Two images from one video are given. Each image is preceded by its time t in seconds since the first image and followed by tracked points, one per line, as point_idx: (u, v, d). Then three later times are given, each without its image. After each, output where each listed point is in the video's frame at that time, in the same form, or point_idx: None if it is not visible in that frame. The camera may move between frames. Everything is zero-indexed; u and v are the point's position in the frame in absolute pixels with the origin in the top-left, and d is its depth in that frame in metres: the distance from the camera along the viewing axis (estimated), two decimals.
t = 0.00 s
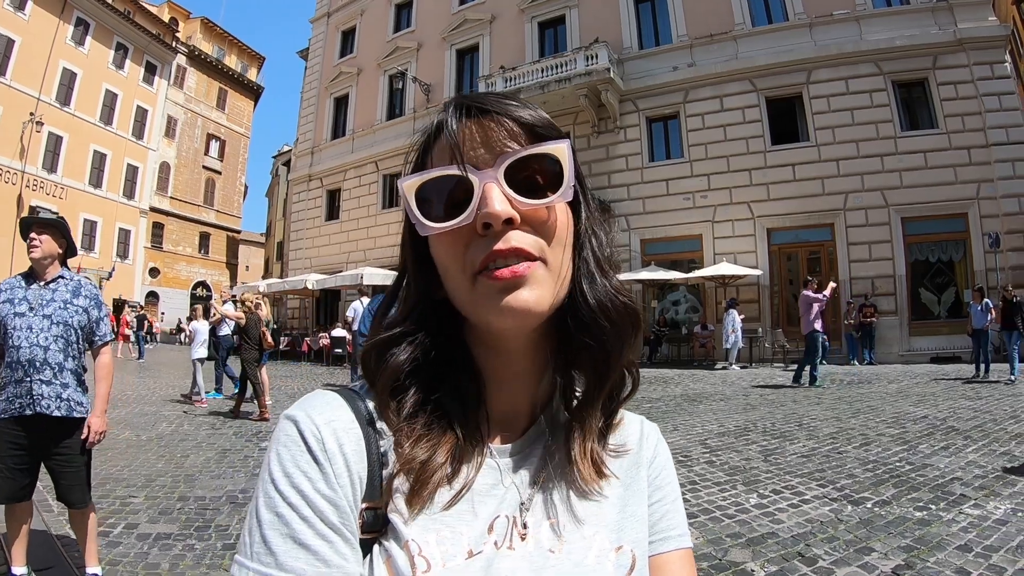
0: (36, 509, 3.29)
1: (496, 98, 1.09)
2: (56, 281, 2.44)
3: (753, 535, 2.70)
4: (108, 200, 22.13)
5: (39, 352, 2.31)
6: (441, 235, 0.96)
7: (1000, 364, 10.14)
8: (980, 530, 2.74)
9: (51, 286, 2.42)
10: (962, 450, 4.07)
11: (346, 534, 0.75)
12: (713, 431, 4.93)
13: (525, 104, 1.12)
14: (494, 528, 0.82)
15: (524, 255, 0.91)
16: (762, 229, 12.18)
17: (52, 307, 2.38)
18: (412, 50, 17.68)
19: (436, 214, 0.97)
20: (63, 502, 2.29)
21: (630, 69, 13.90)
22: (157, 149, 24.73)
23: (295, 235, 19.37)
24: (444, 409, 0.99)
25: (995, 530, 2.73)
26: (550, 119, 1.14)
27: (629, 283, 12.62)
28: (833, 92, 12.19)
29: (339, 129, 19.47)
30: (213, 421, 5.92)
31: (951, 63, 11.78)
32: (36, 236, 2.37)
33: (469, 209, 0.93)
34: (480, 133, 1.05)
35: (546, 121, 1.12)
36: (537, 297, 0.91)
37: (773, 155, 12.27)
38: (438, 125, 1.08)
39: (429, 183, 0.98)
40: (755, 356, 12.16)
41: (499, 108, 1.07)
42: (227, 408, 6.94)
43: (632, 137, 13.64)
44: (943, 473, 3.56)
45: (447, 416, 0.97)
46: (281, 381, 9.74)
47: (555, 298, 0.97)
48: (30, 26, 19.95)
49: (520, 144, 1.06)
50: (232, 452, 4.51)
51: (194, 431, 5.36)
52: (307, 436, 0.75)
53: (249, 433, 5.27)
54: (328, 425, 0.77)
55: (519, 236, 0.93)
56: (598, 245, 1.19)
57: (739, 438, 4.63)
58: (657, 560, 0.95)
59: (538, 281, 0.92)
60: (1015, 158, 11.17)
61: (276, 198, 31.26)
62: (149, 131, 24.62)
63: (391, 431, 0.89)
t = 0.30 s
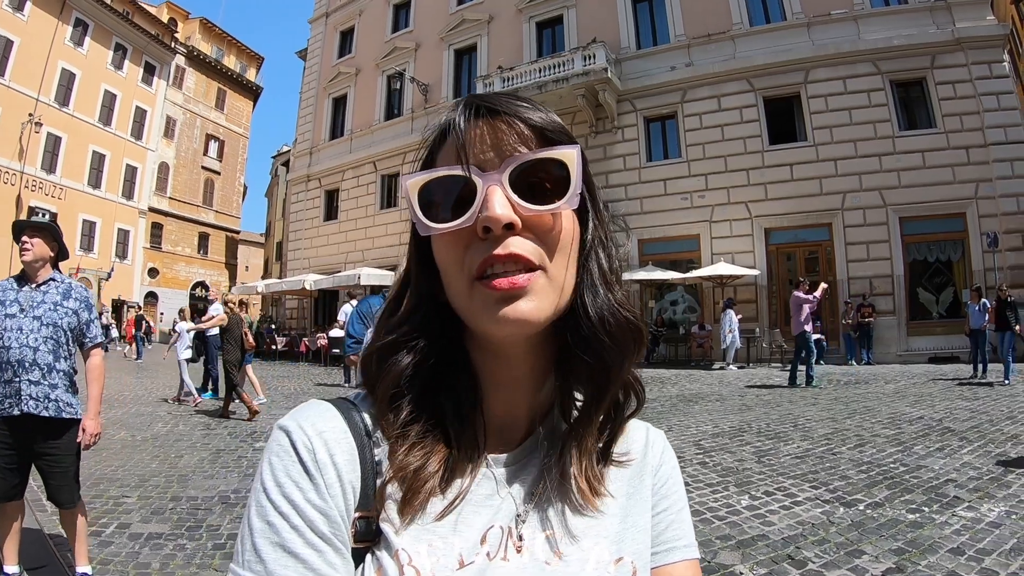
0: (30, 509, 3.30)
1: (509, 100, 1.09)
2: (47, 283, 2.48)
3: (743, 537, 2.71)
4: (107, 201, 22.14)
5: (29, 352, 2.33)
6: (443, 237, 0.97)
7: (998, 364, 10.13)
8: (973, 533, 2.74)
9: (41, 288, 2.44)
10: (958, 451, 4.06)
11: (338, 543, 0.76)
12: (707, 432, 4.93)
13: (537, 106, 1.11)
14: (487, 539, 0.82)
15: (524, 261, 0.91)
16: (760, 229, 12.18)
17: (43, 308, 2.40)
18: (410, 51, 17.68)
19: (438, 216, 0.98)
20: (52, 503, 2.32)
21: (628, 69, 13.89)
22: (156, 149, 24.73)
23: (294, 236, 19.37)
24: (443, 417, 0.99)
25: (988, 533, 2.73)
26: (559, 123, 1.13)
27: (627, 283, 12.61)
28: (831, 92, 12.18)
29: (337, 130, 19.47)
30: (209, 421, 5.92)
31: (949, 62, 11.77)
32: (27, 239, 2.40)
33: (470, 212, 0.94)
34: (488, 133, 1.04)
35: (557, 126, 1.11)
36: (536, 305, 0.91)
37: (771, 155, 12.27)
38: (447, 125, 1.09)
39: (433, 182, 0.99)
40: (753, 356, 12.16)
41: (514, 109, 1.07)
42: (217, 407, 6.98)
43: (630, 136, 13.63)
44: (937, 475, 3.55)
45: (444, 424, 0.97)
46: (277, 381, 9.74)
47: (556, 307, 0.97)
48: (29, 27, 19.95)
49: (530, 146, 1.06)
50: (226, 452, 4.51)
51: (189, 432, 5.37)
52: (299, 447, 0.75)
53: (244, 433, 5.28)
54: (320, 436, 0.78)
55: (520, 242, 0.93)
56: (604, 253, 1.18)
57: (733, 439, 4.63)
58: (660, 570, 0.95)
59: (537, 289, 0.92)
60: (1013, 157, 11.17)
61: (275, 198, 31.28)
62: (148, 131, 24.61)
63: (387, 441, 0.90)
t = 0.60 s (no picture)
0: (28, 513, 3.32)
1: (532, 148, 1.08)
2: (43, 292, 2.49)
3: (737, 543, 2.71)
4: (106, 201, 22.13)
5: (23, 361, 2.35)
6: (459, 284, 0.96)
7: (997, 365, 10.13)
8: (968, 539, 2.74)
9: (37, 297, 2.46)
10: (954, 455, 4.06)
11: None
12: (704, 435, 4.93)
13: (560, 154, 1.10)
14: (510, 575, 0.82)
15: (538, 316, 0.91)
16: (759, 230, 12.18)
17: (38, 317, 2.41)
18: (409, 52, 17.69)
19: (456, 262, 0.97)
20: (49, 508, 2.36)
21: (627, 69, 13.88)
22: (155, 150, 24.74)
23: (293, 236, 19.37)
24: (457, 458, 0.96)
25: (983, 540, 2.73)
26: (579, 172, 1.12)
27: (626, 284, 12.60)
28: (831, 92, 12.17)
29: (336, 131, 19.47)
30: (206, 424, 5.92)
31: (949, 63, 11.77)
32: (24, 248, 2.41)
33: (486, 263, 0.93)
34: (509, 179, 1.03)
35: (577, 175, 1.10)
36: (550, 357, 0.91)
37: (770, 156, 12.28)
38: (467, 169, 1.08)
39: (450, 228, 0.99)
40: (751, 357, 12.15)
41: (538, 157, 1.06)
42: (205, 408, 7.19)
43: (629, 137, 13.61)
44: (934, 480, 3.55)
45: (456, 474, 0.94)
46: (275, 383, 9.74)
47: (571, 358, 0.96)
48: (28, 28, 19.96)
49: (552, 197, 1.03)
50: (223, 455, 4.50)
51: (186, 434, 5.37)
52: (320, 497, 0.77)
53: (241, 436, 5.28)
54: (339, 487, 0.79)
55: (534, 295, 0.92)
56: (621, 306, 1.16)
57: (729, 442, 4.64)
58: None
59: (548, 342, 0.91)
60: (1012, 158, 11.17)
61: (275, 199, 31.27)
62: (147, 132, 24.62)
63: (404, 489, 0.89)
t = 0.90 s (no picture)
0: (27, 516, 3.33)
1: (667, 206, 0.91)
2: (42, 294, 2.48)
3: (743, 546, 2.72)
4: (106, 202, 22.12)
5: (22, 364, 2.34)
6: (570, 370, 0.82)
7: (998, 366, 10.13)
8: (974, 542, 2.73)
9: (36, 299, 2.45)
10: (958, 457, 4.05)
11: None
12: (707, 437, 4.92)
13: (692, 215, 0.93)
14: None
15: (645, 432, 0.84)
16: (760, 230, 12.19)
17: (37, 319, 2.41)
18: (409, 51, 17.67)
19: (572, 345, 0.81)
20: (48, 512, 2.37)
21: (628, 69, 13.86)
22: (155, 150, 24.74)
23: (293, 236, 19.36)
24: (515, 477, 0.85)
25: (989, 542, 2.73)
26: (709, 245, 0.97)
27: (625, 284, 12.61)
28: (831, 93, 12.17)
29: (336, 131, 19.46)
30: (206, 425, 5.93)
31: (949, 63, 11.77)
32: (23, 250, 2.40)
33: (611, 362, 0.81)
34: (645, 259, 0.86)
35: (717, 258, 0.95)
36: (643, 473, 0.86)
37: (770, 156, 12.28)
38: (597, 213, 0.85)
39: (580, 306, 0.82)
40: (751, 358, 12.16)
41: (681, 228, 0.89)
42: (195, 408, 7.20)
43: (630, 137, 13.59)
44: (938, 482, 3.54)
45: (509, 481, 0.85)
46: (275, 383, 9.76)
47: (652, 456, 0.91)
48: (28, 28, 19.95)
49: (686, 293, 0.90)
50: (223, 457, 4.50)
51: (187, 436, 5.37)
52: (369, 521, 0.73)
53: (242, 438, 5.28)
54: (388, 509, 0.74)
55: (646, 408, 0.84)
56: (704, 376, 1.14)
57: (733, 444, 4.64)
58: None
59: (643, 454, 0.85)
60: (1014, 158, 11.17)
61: (275, 198, 31.26)
62: (147, 131, 24.63)
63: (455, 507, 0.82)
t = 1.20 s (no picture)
0: (25, 516, 3.33)
1: (789, 231, 0.81)
2: (43, 291, 2.48)
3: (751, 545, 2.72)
4: (106, 201, 22.08)
5: (25, 363, 2.35)
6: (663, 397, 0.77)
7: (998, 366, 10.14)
8: (981, 541, 2.73)
9: (38, 297, 2.45)
10: (962, 456, 4.05)
11: None
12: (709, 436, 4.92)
13: (805, 241, 0.84)
14: None
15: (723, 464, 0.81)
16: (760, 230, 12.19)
17: (39, 318, 2.42)
18: (409, 50, 17.64)
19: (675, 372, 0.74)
20: (50, 512, 2.36)
21: (628, 69, 13.86)
22: (154, 149, 24.73)
23: (293, 236, 19.34)
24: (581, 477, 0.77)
25: (997, 542, 2.72)
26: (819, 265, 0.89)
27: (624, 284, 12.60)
28: (832, 92, 12.17)
29: (335, 130, 19.44)
30: (206, 425, 5.92)
31: (951, 63, 11.77)
32: (24, 247, 2.40)
33: (709, 394, 0.75)
34: (760, 283, 0.77)
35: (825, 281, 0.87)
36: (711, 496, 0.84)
37: (771, 156, 12.29)
38: (712, 231, 0.76)
39: (690, 335, 0.74)
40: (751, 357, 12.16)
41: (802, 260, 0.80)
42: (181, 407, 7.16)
43: (630, 137, 13.57)
44: (943, 482, 3.54)
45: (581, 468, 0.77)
46: (276, 383, 9.77)
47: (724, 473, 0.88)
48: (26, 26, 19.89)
49: (790, 326, 0.83)
50: (223, 457, 4.50)
51: (186, 435, 5.36)
52: (409, 520, 0.71)
53: (242, 437, 5.27)
54: (428, 509, 0.72)
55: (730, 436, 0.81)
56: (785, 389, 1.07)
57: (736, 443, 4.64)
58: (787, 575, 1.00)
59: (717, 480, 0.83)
60: (1014, 158, 11.17)
61: (274, 198, 31.22)
62: (146, 130, 24.62)
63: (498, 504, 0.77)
